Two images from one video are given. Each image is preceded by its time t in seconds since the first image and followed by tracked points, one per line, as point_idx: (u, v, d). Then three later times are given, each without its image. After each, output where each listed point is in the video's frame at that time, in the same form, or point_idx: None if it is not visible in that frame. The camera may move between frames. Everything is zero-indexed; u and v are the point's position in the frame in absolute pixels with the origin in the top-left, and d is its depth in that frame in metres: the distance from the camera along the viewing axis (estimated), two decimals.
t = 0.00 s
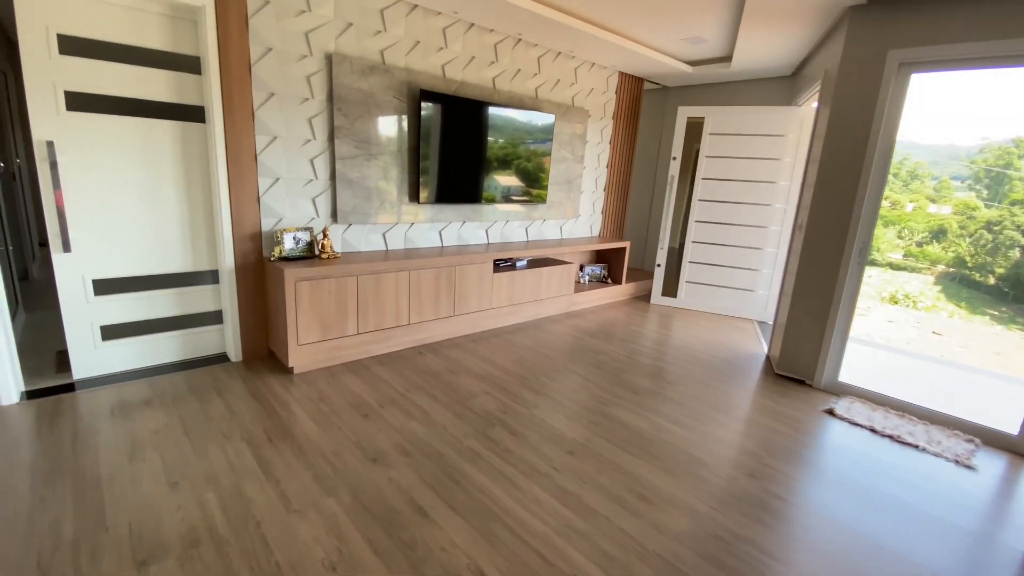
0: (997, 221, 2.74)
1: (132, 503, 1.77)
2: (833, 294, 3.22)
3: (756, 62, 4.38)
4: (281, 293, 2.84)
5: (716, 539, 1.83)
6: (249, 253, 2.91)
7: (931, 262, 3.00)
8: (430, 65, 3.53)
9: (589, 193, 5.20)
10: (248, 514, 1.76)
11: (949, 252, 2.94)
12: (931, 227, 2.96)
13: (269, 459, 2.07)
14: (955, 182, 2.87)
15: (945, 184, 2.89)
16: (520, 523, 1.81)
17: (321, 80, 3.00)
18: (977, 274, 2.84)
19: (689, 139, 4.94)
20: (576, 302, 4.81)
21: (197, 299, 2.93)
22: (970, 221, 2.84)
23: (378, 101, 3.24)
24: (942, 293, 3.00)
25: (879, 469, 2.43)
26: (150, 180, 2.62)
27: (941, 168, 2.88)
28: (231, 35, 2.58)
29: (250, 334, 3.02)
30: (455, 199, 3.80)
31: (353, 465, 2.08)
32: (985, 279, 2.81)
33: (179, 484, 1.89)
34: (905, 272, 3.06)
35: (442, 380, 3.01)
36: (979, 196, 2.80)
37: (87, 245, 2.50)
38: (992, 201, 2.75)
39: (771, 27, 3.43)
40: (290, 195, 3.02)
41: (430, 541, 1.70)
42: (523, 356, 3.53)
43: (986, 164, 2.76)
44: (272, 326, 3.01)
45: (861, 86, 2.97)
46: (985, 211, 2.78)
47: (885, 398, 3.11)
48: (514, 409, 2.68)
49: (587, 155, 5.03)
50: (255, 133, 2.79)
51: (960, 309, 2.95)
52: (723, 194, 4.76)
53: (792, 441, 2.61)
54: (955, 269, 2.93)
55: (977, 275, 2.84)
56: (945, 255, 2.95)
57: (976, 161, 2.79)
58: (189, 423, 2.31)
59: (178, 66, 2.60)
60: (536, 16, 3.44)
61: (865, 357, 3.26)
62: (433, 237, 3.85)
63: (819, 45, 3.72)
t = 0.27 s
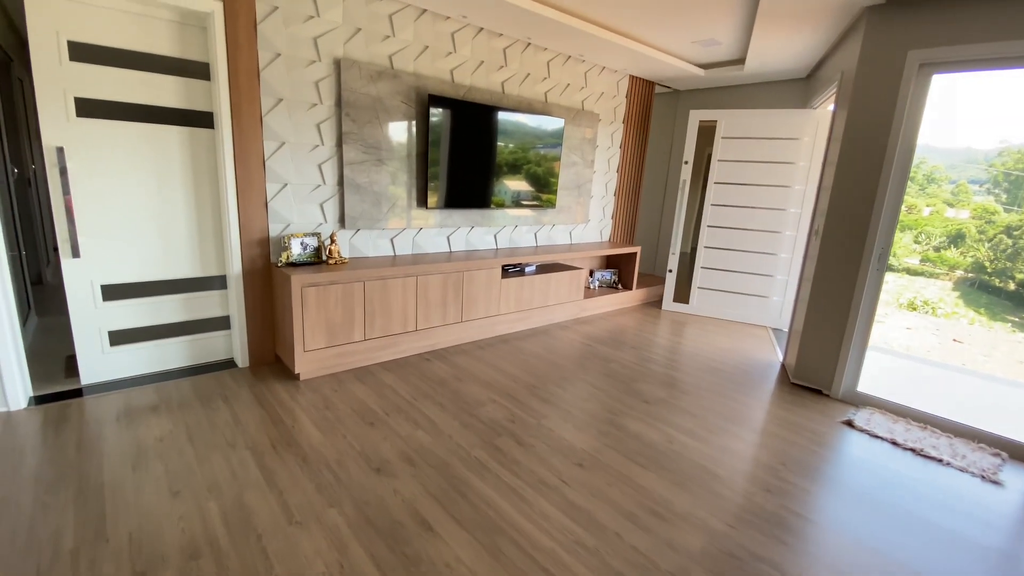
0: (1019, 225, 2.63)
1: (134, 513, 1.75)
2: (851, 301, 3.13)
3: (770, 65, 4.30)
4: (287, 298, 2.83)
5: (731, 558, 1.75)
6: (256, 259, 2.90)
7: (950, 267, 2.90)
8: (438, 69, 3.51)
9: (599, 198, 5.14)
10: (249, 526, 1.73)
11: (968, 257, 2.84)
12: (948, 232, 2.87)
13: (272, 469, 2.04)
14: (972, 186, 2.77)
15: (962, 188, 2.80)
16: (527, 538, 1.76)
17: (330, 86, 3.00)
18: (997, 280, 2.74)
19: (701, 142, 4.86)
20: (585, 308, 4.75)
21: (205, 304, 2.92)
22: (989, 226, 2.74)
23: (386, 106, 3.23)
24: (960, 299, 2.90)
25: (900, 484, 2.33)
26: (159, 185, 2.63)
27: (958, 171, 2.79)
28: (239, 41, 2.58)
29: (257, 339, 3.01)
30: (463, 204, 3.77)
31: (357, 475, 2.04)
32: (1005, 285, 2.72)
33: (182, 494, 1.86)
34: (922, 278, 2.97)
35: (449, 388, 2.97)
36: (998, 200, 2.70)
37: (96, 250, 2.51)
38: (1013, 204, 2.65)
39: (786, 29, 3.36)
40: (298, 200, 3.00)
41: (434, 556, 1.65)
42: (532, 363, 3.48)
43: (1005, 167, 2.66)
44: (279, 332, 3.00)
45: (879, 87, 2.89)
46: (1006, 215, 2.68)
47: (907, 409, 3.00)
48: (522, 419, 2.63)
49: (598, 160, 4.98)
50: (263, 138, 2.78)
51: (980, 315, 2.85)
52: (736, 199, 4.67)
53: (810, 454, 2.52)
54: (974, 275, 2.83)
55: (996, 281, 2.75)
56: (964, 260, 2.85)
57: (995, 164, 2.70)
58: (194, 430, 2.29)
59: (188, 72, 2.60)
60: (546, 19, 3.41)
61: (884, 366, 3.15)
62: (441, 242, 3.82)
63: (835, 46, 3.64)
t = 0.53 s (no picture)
0: None
1: (132, 522, 1.73)
2: (868, 309, 3.03)
3: (783, 68, 4.23)
4: (292, 305, 2.82)
5: None
6: (262, 265, 2.90)
7: (969, 274, 2.80)
8: (446, 75, 3.50)
9: (608, 204, 5.09)
10: (246, 537, 1.70)
11: (989, 264, 2.73)
12: (968, 238, 2.77)
13: (273, 478, 2.02)
14: (993, 191, 2.67)
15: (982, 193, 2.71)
16: (529, 555, 1.70)
17: (336, 92, 3.00)
18: (1020, 287, 2.62)
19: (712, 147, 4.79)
20: (594, 315, 4.69)
21: (211, 310, 2.92)
22: (1011, 231, 2.63)
23: (393, 112, 3.22)
24: (980, 307, 2.79)
25: (922, 501, 2.23)
26: (167, 192, 2.64)
27: (979, 176, 2.69)
28: (247, 49, 2.59)
29: (263, 346, 3.00)
30: (470, 210, 3.74)
31: (357, 486, 2.00)
32: None
33: (181, 503, 1.84)
34: (939, 285, 2.87)
35: (454, 396, 2.93)
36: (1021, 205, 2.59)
37: (104, 256, 2.52)
38: None
39: (799, 31, 3.30)
40: (304, 206, 3.00)
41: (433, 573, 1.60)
42: (539, 371, 3.43)
43: None
44: (284, 339, 2.99)
45: (896, 90, 2.81)
46: None
47: (927, 422, 2.89)
48: (527, 429, 2.58)
49: (607, 165, 4.94)
50: (270, 145, 2.79)
51: (1001, 322, 2.72)
52: (748, 204, 4.59)
53: (826, 469, 2.43)
54: (995, 281, 2.72)
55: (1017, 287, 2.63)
56: (985, 266, 2.74)
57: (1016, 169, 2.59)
58: (197, 438, 2.28)
59: (196, 79, 2.62)
60: (554, 25, 3.38)
61: (903, 377, 3.04)
62: (448, 248, 3.80)
63: (850, 48, 3.57)
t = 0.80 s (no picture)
0: None
1: (123, 530, 1.72)
2: (881, 318, 2.95)
3: (793, 71, 4.16)
4: (293, 311, 2.81)
5: None
6: (264, 271, 2.90)
7: (989, 280, 2.70)
8: (450, 80, 3.49)
9: (615, 209, 5.04)
10: (237, 548, 1.67)
11: (1009, 270, 2.62)
12: (987, 244, 2.68)
13: (267, 487, 1.99)
14: (1014, 196, 2.58)
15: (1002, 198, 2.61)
16: (524, 571, 1.65)
17: (339, 98, 3.00)
18: None
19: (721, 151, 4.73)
20: (600, 321, 4.63)
21: (213, 316, 2.92)
22: None
23: (397, 117, 3.22)
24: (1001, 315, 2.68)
25: (937, 519, 2.14)
26: (169, 197, 2.65)
27: (998, 181, 2.61)
28: (249, 56, 2.60)
29: (264, 352, 2.99)
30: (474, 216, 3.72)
31: (352, 496, 1.97)
32: None
33: (174, 511, 1.82)
34: (959, 291, 2.77)
35: (455, 404, 2.89)
36: None
37: (107, 262, 2.53)
38: None
39: (808, 33, 3.24)
40: (307, 212, 3.00)
41: None
42: (542, 379, 3.38)
43: None
44: (286, 345, 2.98)
45: (909, 92, 2.73)
46: None
47: (944, 435, 2.79)
48: (528, 438, 2.53)
49: (613, 170, 4.89)
50: (272, 150, 2.79)
51: None
52: (758, 209, 4.51)
53: (836, 484, 2.35)
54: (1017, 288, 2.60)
55: None
56: (1006, 272, 2.63)
57: None
58: (194, 444, 2.27)
59: (200, 86, 2.63)
60: (559, 29, 3.36)
61: (918, 388, 2.94)
62: (452, 254, 3.78)
63: (861, 51, 3.49)
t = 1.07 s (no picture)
0: None
1: (112, 536, 1.70)
2: (890, 324, 2.87)
3: (800, 72, 4.08)
4: (291, 314, 2.80)
5: None
6: (263, 274, 2.89)
7: (1006, 284, 2.58)
8: (451, 83, 3.48)
9: (619, 212, 4.98)
10: (225, 555, 1.65)
11: None
12: (1003, 247, 2.57)
13: (260, 493, 1.97)
14: None
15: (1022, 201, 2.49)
16: None
17: (339, 101, 2.99)
18: None
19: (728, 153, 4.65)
20: (604, 326, 4.58)
21: (213, 319, 2.92)
22: None
23: (397, 120, 3.20)
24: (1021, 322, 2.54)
25: (947, 534, 2.06)
26: (169, 200, 2.65)
27: (1016, 183, 2.50)
28: (248, 59, 2.60)
29: (263, 355, 2.99)
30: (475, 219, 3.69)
31: (344, 503, 1.94)
32: None
33: (165, 517, 1.81)
34: (976, 297, 2.66)
35: (453, 409, 2.86)
36: None
37: (107, 265, 2.54)
38: None
39: (815, 33, 3.18)
40: (307, 215, 2.99)
41: None
42: (543, 384, 3.34)
43: None
44: (285, 348, 2.97)
45: (919, 93, 2.66)
46: None
47: (956, 446, 2.70)
48: (526, 445, 2.49)
49: (618, 173, 4.84)
50: (272, 153, 2.79)
51: None
52: (765, 212, 4.44)
53: (842, 495, 2.28)
54: None
55: None
56: None
57: None
58: (190, 448, 2.26)
59: (200, 89, 2.64)
60: (560, 31, 3.33)
61: (929, 397, 2.86)
62: (453, 257, 3.75)
63: (871, 50, 3.42)
